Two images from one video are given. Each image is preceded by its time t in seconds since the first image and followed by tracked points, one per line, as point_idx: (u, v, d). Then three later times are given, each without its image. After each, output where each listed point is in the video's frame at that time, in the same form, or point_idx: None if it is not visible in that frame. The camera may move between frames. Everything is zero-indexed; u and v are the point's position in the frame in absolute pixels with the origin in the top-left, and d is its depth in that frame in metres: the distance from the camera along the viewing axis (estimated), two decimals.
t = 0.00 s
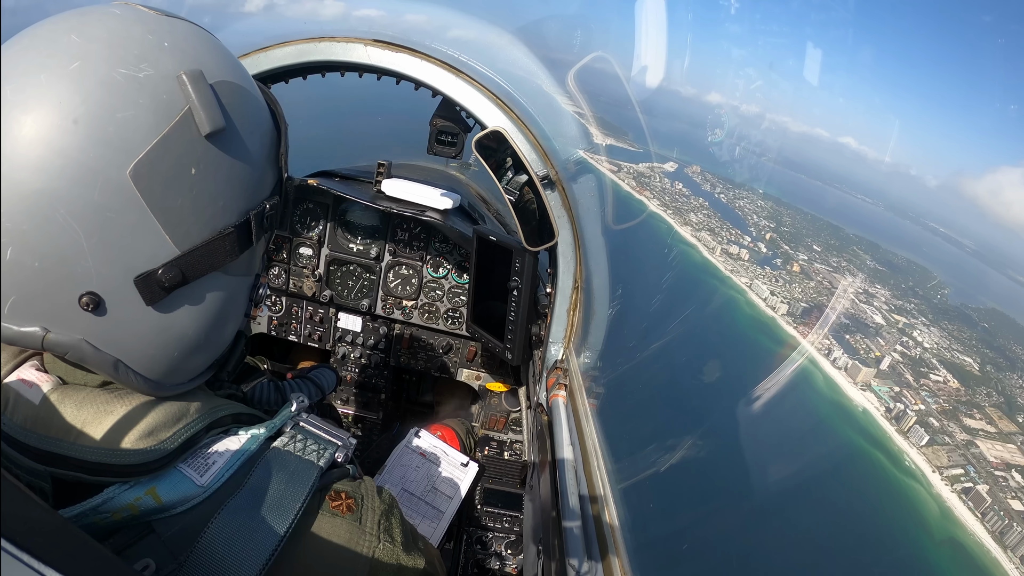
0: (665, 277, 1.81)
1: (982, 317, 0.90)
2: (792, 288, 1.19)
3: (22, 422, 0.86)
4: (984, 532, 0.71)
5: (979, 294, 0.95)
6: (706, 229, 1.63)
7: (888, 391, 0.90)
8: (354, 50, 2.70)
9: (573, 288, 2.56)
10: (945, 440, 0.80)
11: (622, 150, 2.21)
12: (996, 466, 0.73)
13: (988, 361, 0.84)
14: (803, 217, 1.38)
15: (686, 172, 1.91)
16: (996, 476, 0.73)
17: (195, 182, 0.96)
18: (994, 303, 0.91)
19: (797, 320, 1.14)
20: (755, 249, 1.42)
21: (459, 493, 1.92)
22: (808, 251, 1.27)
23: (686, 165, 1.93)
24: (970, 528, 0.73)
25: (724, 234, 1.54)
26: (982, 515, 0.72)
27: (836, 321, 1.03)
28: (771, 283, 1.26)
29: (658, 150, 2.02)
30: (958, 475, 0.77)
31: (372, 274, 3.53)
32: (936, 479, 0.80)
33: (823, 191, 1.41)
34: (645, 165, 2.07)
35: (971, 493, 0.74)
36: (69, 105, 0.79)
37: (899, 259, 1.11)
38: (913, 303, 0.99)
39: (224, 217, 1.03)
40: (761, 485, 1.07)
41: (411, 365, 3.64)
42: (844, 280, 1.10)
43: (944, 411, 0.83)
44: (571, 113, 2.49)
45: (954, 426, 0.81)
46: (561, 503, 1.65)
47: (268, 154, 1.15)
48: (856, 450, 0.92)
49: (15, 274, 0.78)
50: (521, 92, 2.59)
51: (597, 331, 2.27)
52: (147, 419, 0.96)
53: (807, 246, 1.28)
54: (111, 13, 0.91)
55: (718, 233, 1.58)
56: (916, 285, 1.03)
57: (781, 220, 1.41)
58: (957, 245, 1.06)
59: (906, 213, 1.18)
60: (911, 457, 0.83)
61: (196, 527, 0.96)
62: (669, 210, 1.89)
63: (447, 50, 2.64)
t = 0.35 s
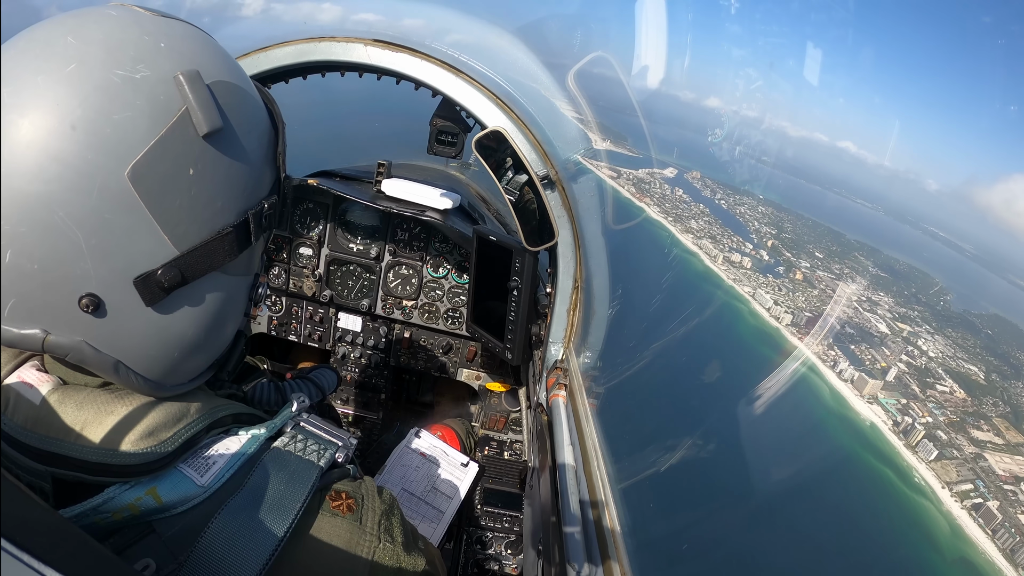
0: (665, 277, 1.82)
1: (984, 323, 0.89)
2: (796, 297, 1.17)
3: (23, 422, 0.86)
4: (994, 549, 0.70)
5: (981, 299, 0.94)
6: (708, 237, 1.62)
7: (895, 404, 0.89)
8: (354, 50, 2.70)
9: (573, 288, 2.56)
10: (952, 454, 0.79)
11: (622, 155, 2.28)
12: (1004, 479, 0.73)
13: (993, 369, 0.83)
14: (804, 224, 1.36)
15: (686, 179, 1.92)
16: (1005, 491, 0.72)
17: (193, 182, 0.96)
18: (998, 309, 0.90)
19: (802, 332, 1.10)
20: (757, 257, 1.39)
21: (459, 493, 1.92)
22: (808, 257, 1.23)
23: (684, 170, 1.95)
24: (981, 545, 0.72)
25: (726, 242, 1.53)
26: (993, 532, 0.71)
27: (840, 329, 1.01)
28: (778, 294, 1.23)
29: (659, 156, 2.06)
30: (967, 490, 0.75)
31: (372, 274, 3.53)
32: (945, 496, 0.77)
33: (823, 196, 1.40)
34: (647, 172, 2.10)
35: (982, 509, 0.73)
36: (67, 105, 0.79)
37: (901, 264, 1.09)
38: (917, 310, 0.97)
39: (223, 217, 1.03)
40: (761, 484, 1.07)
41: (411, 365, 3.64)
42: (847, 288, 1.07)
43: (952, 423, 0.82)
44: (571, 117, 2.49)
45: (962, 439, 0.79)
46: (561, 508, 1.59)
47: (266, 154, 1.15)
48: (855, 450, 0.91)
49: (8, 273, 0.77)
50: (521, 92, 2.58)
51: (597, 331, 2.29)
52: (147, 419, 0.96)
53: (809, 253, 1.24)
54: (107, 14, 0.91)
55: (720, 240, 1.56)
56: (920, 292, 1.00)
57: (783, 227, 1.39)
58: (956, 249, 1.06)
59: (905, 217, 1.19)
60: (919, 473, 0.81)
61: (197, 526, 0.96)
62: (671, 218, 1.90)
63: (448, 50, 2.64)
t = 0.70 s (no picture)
0: (665, 277, 1.84)
1: (987, 329, 0.86)
2: (800, 305, 1.14)
3: (24, 422, 0.86)
4: (1006, 566, 0.68)
5: (982, 303, 0.92)
6: (709, 243, 1.61)
7: (903, 416, 0.86)
8: (354, 50, 2.69)
9: (573, 288, 2.56)
10: (961, 468, 0.77)
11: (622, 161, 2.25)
12: (1015, 494, 0.71)
13: (998, 377, 0.81)
14: (805, 228, 1.34)
15: (686, 184, 1.89)
16: (1014, 505, 0.70)
17: (195, 183, 0.96)
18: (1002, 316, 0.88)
19: (809, 343, 1.07)
20: (759, 263, 1.36)
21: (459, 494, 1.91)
22: (811, 263, 1.23)
23: (685, 175, 1.91)
24: (992, 564, 0.69)
25: (727, 249, 1.51)
26: (1003, 550, 0.69)
27: (845, 338, 0.99)
28: (778, 300, 1.20)
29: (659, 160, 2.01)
30: (977, 506, 0.73)
31: (372, 274, 3.53)
32: (955, 513, 0.75)
33: (824, 201, 1.38)
34: (647, 177, 2.10)
35: (992, 525, 0.71)
36: (68, 105, 0.79)
37: (903, 270, 1.08)
38: (920, 318, 0.96)
39: (224, 217, 1.03)
40: (763, 483, 1.08)
41: (411, 365, 3.64)
42: (851, 296, 1.05)
43: (959, 435, 0.80)
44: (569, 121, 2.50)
45: (970, 452, 0.78)
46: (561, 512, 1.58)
47: (267, 154, 1.15)
48: (859, 452, 0.91)
49: (8, 272, 0.76)
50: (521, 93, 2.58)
51: (597, 331, 2.31)
52: (148, 420, 0.96)
53: (812, 260, 1.23)
54: (109, 14, 0.91)
55: (723, 247, 1.54)
56: (920, 299, 0.99)
57: (785, 232, 1.36)
58: (957, 253, 1.03)
59: (904, 220, 1.19)
60: (929, 488, 0.80)
61: (197, 526, 0.96)
62: (673, 225, 1.88)
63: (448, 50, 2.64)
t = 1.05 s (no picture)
0: (665, 277, 1.85)
1: (990, 335, 0.83)
2: (803, 314, 1.13)
3: (24, 422, 0.86)
4: None
5: (984, 309, 0.89)
6: (711, 250, 1.61)
7: (909, 428, 0.85)
8: (354, 50, 2.69)
9: (573, 288, 2.56)
10: (969, 483, 0.74)
11: (623, 164, 2.27)
12: None
13: (1003, 386, 0.79)
14: (807, 233, 1.32)
15: (686, 188, 1.94)
16: None
17: (196, 182, 0.96)
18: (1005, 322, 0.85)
19: (812, 352, 1.06)
20: (762, 270, 1.35)
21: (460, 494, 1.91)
22: (812, 269, 1.20)
23: (685, 179, 1.94)
24: None
25: (730, 255, 1.51)
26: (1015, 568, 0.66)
27: (849, 347, 0.98)
28: (783, 309, 1.20)
29: (660, 165, 2.00)
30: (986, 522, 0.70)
31: (372, 274, 3.53)
32: (965, 530, 0.72)
33: (822, 205, 1.36)
34: (647, 181, 2.11)
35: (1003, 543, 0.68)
36: (69, 104, 0.79)
37: (905, 276, 1.04)
38: (924, 325, 0.94)
39: (225, 218, 1.03)
40: (764, 484, 1.07)
41: (411, 365, 3.64)
42: (855, 302, 1.03)
43: (966, 447, 0.77)
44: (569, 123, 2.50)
45: (977, 464, 0.75)
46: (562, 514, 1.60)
47: (268, 154, 1.16)
48: (861, 456, 0.90)
49: (10, 271, 0.76)
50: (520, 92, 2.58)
51: (597, 331, 2.31)
52: (149, 420, 0.96)
53: (813, 265, 1.20)
54: (110, 14, 0.91)
55: (724, 254, 1.54)
56: (924, 305, 0.95)
57: (786, 237, 1.36)
58: (955, 257, 1.01)
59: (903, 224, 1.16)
60: (937, 504, 0.77)
61: (197, 527, 0.96)
62: (673, 230, 1.92)
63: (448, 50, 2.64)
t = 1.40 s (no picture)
0: (665, 277, 1.85)
1: (994, 341, 0.84)
2: (807, 322, 1.10)
3: (24, 422, 0.86)
4: None
5: (985, 312, 0.90)
6: (713, 255, 1.59)
7: (916, 440, 0.84)
8: (354, 50, 2.69)
9: (573, 288, 2.56)
10: (977, 495, 0.73)
11: (622, 166, 2.29)
12: None
13: (1008, 394, 0.79)
14: (809, 237, 1.28)
15: (687, 190, 1.94)
16: None
17: (196, 182, 0.96)
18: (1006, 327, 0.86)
19: (817, 361, 1.04)
20: (764, 275, 1.32)
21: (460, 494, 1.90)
22: (814, 273, 1.19)
23: (686, 183, 1.96)
24: None
25: (732, 260, 1.48)
26: None
27: (854, 355, 0.97)
28: (786, 316, 1.17)
29: (660, 168, 2.02)
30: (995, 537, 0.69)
31: (372, 274, 3.53)
32: (973, 546, 0.71)
33: (822, 207, 1.34)
34: (647, 185, 2.11)
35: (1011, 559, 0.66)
36: (69, 104, 0.79)
37: (907, 279, 1.04)
38: (927, 330, 0.94)
39: (225, 217, 1.03)
40: (764, 484, 1.07)
41: (411, 365, 3.64)
42: (858, 308, 1.03)
43: (975, 459, 0.76)
44: (568, 127, 2.50)
45: (985, 477, 0.74)
46: (562, 515, 1.60)
47: (268, 154, 1.16)
48: (866, 466, 0.89)
49: (8, 271, 0.76)
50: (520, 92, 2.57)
51: (597, 331, 2.31)
52: (149, 420, 0.96)
53: (817, 271, 1.18)
54: (109, 13, 0.91)
55: (725, 258, 1.52)
56: (926, 309, 0.96)
57: (788, 240, 1.32)
58: (954, 259, 1.04)
59: (903, 228, 1.17)
60: (946, 521, 0.76)
61: (197, 527, 0.97)
62: (674, 234, 1.90)
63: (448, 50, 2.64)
